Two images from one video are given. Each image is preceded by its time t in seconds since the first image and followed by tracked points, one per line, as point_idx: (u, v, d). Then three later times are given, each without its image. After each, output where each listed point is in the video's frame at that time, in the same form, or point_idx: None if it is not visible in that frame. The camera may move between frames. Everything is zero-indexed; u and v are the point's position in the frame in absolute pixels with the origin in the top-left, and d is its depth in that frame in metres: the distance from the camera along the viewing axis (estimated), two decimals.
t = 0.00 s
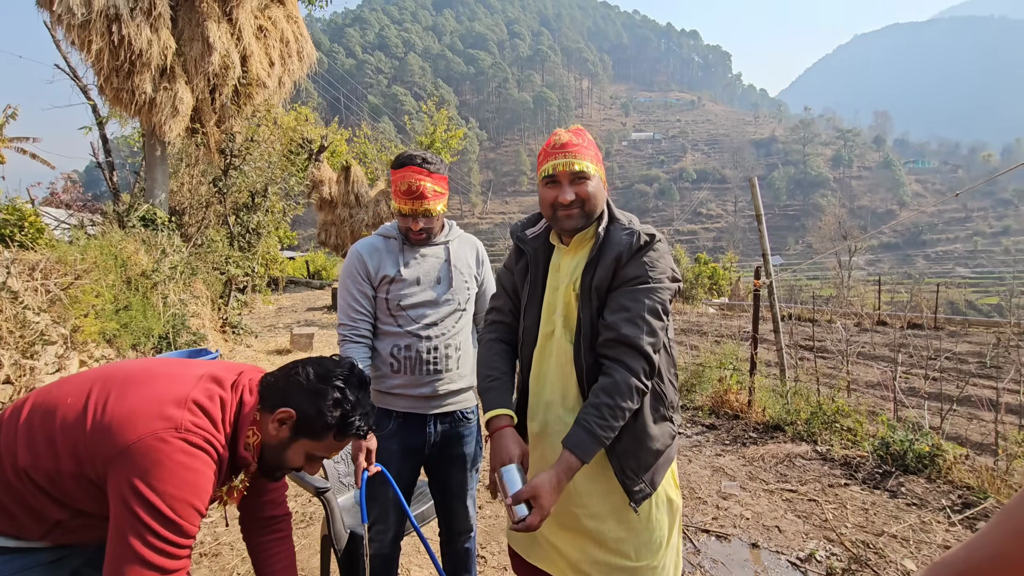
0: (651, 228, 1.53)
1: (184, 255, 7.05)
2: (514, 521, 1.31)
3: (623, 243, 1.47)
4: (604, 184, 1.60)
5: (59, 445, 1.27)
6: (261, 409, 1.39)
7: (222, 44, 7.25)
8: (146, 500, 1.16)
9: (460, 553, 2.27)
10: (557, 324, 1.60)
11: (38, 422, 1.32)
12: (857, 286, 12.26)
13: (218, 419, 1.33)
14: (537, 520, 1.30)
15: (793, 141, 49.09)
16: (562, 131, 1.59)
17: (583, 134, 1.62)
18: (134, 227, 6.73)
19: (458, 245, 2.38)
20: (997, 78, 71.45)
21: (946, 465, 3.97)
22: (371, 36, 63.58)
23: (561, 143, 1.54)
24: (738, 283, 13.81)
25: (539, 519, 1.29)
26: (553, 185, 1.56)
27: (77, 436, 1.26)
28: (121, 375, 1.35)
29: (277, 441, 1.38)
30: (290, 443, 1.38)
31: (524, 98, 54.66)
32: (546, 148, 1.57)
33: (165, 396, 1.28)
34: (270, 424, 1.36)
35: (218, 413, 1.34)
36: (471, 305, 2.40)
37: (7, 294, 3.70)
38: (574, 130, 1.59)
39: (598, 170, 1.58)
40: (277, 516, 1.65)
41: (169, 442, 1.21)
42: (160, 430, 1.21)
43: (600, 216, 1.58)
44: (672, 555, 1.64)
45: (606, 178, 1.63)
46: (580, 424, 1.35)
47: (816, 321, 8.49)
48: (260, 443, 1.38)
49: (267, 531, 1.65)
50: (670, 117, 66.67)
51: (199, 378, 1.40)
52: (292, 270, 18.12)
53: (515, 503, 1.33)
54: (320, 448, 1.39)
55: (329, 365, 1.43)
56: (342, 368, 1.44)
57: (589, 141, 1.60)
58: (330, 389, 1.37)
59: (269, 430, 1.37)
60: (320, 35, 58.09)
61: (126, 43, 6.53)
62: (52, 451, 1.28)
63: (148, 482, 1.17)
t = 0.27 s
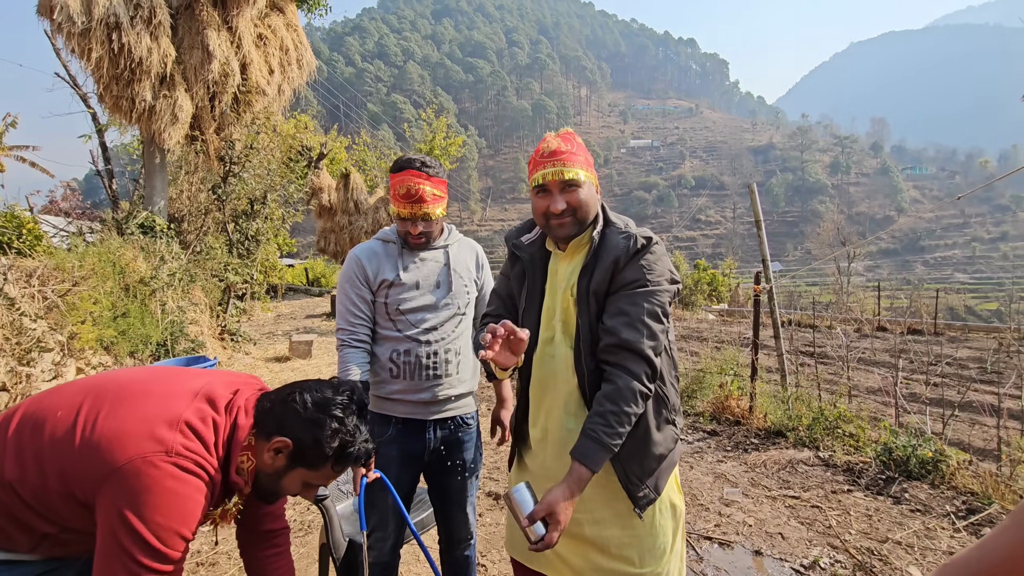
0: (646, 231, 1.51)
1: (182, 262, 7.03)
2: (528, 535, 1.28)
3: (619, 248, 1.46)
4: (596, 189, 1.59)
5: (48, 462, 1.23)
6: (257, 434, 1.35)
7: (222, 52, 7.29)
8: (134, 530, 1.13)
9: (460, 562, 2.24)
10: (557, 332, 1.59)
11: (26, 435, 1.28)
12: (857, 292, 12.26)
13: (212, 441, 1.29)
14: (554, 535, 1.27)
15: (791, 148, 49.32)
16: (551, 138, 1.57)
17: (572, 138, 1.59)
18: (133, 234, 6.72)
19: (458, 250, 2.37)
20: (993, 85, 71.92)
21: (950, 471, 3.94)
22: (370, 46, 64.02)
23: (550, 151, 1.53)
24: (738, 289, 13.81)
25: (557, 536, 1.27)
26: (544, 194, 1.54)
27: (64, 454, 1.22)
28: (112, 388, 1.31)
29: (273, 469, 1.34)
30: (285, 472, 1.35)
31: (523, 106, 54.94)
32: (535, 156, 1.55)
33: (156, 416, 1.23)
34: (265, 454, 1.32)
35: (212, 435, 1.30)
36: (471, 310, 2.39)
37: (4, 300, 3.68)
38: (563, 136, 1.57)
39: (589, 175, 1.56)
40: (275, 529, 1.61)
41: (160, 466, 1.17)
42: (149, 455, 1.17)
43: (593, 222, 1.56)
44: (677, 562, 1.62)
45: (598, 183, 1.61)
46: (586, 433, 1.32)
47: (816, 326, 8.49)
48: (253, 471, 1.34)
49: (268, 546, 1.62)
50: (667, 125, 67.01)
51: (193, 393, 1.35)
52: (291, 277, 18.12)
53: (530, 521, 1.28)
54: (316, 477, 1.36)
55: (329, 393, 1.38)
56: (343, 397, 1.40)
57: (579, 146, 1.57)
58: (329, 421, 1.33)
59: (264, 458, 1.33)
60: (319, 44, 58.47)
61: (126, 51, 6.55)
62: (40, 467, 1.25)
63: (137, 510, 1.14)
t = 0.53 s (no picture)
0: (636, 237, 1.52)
1: (183, 269, 7.04)
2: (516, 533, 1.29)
3: (611, 254, 1.47)
4: (586, 198, 1.61)
5: (41, 472, 1.24)
6: (250, 447, 1.35)
7: (222, 60, 7.33)
8: (125, 540, 1.13)
9: (460, 569, 2.23)
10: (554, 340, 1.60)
11: (20, 445, 1.29)
12: (856, 297, 12.28)
13: (204, 452, 1.29)
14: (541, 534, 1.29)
15: (789, 154, 49.51)
16: (537, 150, 1.59)
17: (557, 148, 1.60)
18: (134, 242, 6.73)
19: (457, 257, 2.38)
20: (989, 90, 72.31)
21: (950, 476, 3.94)
22: (370, 53, 64.37)
23: (537, 165, 1.55)
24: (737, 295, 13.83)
25: (545, 535, 1.28)
26: (533, 208, 1.57)
27: (56, 464, 1.22)
28: (104, 398, 1.31)
29: (267, 483, 1.34)
30: (279, 486, 1.35)
31: (522, 112, 55.18)
32: (523, 170, 1.58)
33: (147, 425, 1.24)
34: (259, 467, 1.32)
35: (205, 446, 1.30)
36: (470, 317, 2.40)
37: (4, 308, 3.69)
38: (549, 147, 1.59)
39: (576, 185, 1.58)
40: (269, 533, 1.57)
41: (152, 476, 1.17)
42: (140, 464, 1.17)
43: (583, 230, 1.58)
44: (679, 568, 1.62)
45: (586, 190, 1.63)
46: (582, 437, 1.33)
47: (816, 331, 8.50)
48: (247, 484, 1.34)
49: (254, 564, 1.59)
50: (666, 131, 67.29)
51: (185, 403, 1.35)
52: (291, 284, 18.14)
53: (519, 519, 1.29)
54: (309, 492, 1.36)
55: (323, 407, 1.37)
56: (338, 411, 1.39)
57: (564, 156, 1.59)
58: (323, 436, 1.33)
59: (256, 472, 1.33)
60: (319, 52, 58.79)
61: (127, 59, 6.59)
62: (33, 477, 1.25)
63: (128, 521, 1.14)
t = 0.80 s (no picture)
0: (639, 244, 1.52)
1: (183, 274, 7.05)
2: (511, 536, 1.30)
3: (614, 262, 1.46)
4: (589, 202, 1.61)
5: (36, 481, 1.24)
6: (241, 451, 1.34)
7: (223, 65, 7.36)
8: (125, 548, 1.14)
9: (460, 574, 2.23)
10: (552, 347, 1.60)
11: (15, 454, 1.29)
12: (856, 299, 12.29)
13: (196, 459, 1.29)
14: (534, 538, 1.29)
15: (788, 157, 49.65)
16: (543, 151, 1.59)
17: (564, 150, 1.60)
18: (134, 247, 6.75)
19: (456, 262, 2.39)
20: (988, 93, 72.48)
21: (950, 479, 3.94)
22: (370, 57, 64.58)
23: (543, 164, 1.55)
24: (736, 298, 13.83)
25: (537, 538, 1.28)
26: (537, 208, 1.56)
27: (51, 473, 1.23)
28: (96, 406, 1.31)
29: (258, 488, 1.34)
30: (270, 491, 1.34)
31: (521, 116, 55.32)
32: (527, 169, 1.57)
33: (139, 434, 1.24)
34: (249, 473, 1.32)
35: (197, 453, 1.30)
36: (469, 321, 2.41)
37: (5, 314, 3.70)
38: (556, 149, 1.60)
39: (581, 187, 1.57)
40: (283, 530, 1.58)
41: (144, 485, 1.18)
42: (134, 474, 1.18)
43: (585, 235, 1.58)
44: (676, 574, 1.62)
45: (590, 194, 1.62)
46: (580, 444, 1.34)
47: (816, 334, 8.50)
48: (239, 488, 1.34)
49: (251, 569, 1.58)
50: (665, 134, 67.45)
51: (178, 409, 1.35)
52: (291, 288, 18.16)
53: (514, 521, 1.30)
54: (301, 497, 1.36)
55: (315, 411, 1.37)
56: (331, 417, 1.38)
57: (570, 159, 1.59)
58: (313, 443, 1.32)
59: (248, 477, 1.33)
60: (318, 56, 58.96)
61: (128, 65, 6.61)
62: (29, 486, 1.25)
63: (127, 529, 1.15)
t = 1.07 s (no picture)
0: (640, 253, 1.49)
1: (181, 277, 7.03)
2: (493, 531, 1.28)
3: (614, 273, 1.44)
4: (590, 211, 1.56)
5: (25, 489, 1.22)
6: (233, 462, 1.33)
7: (221, 69, 7.36)
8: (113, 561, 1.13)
9: None
10: (549, 356, 1.59)
11: (4, 461, 1.27)
12: (855, 300, 12.29)
13: (188, 470, 1.28)
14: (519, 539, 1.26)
15: (787, 158, 49.72)
16: (540, 160, 1.54)
17: (563, 158, 1.55)
18: (132, 250, 6.73)
19: (453, 265, 2.38)
20: (985, 93, 72.65)
21: (951, 480, 3.92)
22: (368, 60, 64.67)
23: (540, 177, 1.51)
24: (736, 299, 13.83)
25: (521, 538, 1.25)
26: (535, 222, 1.53)
27: (41, 482, 1.21)
28: (89, 413, 1.30)
29: (249, 499, 1.33)
30: (262, 502, 1.34)
31: (520, 118, 55.38)
32: (525, 181, 1.54)
33: (131, 444, 1.23)
34: (241, 484, 1.31)
35: (189, 463, 1.29)
36: (466, 324, 2.39)
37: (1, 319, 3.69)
38: (554, 156, 1.54)
39: (581, 197, 1.53)
40: (269, 550, 1.54)
41: (135, 496, 1.16)
42: (125, 485, 1.17)
43: (585, 245, 1.55)
44: None
45: (590, 201, 1.58)
46: (572, 454, 1.33)
47: (816, 335, 8.49)
48: (229, 499, 1.32)
49: None
50: (664, 136, 67.53)
51: (170, 417, 1.34)
52: (290, 291, 18.14)
53: (499, 519, 1.28)
54: (292, 509, 1.35)
55: (309, 424, 1.36)
56: (325, 431, 1.38)
57: (570, 168, 1.53)
58: (306, 455, 1.31)
59: (239, 488, 1.32)
60: (317, 59, 59.01)
61: (126, 69, 6.61)
62: (18, 494, 1.24)
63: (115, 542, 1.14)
